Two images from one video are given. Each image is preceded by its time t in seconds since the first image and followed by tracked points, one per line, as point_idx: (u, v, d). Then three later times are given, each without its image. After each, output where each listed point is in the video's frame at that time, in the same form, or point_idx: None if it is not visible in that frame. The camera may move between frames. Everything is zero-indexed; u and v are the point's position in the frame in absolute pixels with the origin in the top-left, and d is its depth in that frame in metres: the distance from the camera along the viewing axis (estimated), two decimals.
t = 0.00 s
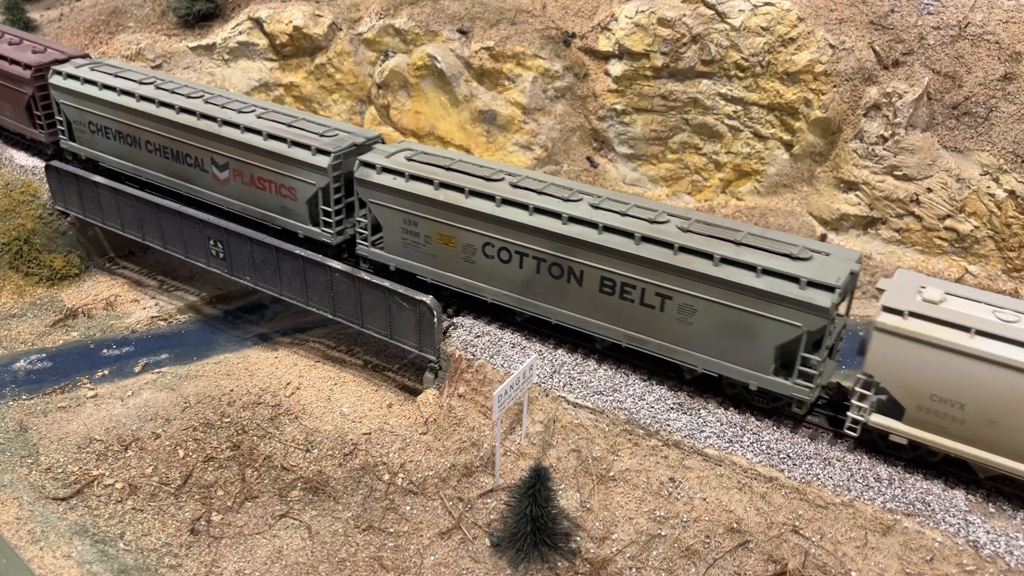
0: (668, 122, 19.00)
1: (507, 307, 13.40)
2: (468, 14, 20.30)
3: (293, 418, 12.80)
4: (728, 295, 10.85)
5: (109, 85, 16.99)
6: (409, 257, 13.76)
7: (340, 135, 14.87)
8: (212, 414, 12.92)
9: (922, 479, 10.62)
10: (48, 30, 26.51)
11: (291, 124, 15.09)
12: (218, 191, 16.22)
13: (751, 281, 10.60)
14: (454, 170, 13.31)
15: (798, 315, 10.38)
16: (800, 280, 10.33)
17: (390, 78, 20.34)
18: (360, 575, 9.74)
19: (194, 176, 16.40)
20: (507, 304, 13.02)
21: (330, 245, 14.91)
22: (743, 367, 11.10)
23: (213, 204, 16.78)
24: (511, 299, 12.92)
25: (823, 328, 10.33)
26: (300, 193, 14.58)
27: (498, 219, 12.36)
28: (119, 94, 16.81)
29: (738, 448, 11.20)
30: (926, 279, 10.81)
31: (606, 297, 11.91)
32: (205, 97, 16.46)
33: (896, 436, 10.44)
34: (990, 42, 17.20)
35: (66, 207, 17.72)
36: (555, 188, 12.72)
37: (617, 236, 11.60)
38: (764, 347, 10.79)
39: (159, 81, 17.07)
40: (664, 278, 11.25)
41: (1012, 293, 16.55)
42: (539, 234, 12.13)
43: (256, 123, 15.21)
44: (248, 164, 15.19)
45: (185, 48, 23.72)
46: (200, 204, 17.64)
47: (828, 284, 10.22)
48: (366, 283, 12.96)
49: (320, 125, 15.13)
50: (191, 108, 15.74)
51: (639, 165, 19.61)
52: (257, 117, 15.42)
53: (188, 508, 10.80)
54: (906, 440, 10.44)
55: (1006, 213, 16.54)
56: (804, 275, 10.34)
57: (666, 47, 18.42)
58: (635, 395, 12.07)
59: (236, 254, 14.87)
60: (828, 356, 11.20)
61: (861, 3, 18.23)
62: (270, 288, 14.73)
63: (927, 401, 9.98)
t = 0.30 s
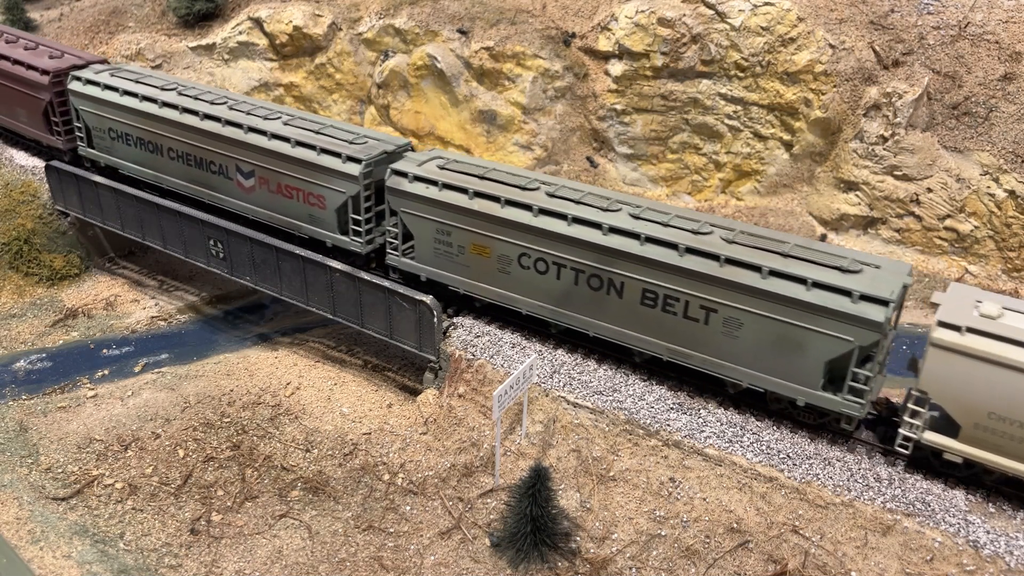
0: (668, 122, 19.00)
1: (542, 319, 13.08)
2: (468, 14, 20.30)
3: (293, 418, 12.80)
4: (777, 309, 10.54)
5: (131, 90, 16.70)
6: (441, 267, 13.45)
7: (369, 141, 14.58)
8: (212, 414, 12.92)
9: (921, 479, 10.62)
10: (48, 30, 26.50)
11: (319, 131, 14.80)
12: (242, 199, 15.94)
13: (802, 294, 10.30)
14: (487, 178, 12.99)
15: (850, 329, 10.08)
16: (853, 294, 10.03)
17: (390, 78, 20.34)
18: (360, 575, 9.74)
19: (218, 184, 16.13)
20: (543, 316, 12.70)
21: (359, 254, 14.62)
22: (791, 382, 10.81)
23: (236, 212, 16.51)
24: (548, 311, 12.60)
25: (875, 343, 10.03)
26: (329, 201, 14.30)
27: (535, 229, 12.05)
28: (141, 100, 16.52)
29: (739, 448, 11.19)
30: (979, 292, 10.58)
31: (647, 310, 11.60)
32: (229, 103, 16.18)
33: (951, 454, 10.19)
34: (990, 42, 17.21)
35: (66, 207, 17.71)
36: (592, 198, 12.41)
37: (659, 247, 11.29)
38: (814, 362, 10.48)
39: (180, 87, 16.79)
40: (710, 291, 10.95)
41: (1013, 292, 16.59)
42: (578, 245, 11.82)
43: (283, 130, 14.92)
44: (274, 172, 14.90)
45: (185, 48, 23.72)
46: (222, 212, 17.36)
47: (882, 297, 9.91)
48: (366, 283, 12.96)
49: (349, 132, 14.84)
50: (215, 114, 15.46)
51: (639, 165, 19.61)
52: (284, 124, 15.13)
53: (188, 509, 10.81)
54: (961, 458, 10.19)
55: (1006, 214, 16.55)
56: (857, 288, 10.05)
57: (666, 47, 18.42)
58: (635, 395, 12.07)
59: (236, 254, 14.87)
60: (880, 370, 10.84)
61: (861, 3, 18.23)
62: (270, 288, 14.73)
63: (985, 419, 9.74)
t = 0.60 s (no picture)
0: (668, 122, 19.00)
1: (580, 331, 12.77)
2: (468, 14, 20.30)
3: (293, 418, 12.80)
4: (829, 324, 10.21)
5: (153, 97, 16.52)
6: (477, 279, 13.18)
7: (400, 149, 14.35)
8: (212, 414, 12.92)
9: (921, 479, 10.63)
10: (48, 30, 26.49)
11: (348, 139, 14.57)
12: (268, 208, 15.74)
13: (854, 309, 9.96)
14: (524, 187, 12.69)
15: (905, 346, 9.73)
16: (909, 309, 9.67)
17: (390, 78, 20.35)
18: (361, 575, 9.74)
19: (243, 192, 15.93)
20: (582, 329, 12.41)
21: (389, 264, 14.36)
22: (843, 400, 10.48)
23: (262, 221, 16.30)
24: (587, 324, 12.31)
25: (933, 360, 9.68)
26: (360, 210, 14.07)
27: (575, 241, 11.76)
28: (164, 107, 16.33)
29: (739, 448, 11.19)
30: None
31: (692, 324, 11.29)
32: (254, 110, 15.98)
33: (1011, 475, 9.90)
34: (990, 42, 17.21)
35: (66, 207, 17.72)
36: (633, 208, 12.10)
37: (705, 260, 10.96)
38: (866, 378, 10.20)
39: (204, 94, 16.61)
40: (759, 305, 10.63)
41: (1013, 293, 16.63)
42: (620, 257, 11.52)
43: (311, 138, 14.69)
44: (303, 180, 14.69)
45: (185, 48, 23.72)
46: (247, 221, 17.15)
47: (940, 313, 9.53)
48: (366, 282, 12.96)
49: (379, 140, 14.62)
50: (241, 121, 15.26)
51: (639, 165, 19.61)
52: (311, 131, 14.91)
53: (188, 509, 10.81)
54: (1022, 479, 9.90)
55: (1006, 213, 16.55)
56: (913, 303, 9.69)
57: (666, 47, 18.42)
58: (635, 395, 12.07)
59: (236, 254, 14.87)
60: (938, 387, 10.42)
61: (861, 3, 18.23)
62: (270, 288, 14.73)
63: None
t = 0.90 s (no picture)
0: (668, 122, 19.01)
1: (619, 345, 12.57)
2: (468, 14, 20.30)
3: (293, 418, 12.80)
4: (886, 340, 10.02)
5: (177, 104, 16.29)
6: (513, 291, 12.93)
7: (431, 158, 14.14)
8: (212, 414, 12.92)
9: (921, 479, 10.63)
10: (48, 30, 26.48)
11: (379, 147, 14.35)
12: (295, 218, 15.49)
13: (914, 326, 9.78)
14: (564, 198, 12.46)
15: (967, 364, 9.57)
16: (971, 326, 9.51)
17: (390, 78, 20.35)
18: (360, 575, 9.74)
19: (269, 201, 15.69)
20: (624, 343, 12.18)
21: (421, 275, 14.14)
22: (898, 417, 10.31)
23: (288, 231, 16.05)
24: (629, 338, 12.08)
25: (995, 378, 9.53)
26: (392, 220, 13.86)
27: (619, 253, 11.53)
28: (188, 115, 16.11)
29: (739, 448, 11.19)
30: None
31: (740, 339, 11.09)
32: (281, 117, 15.76)
33: None
34: (990, 42, 17.21)
35: (66, 207, 17.72)
36: (676, 219, 11.88)
37: (755, 273, 10.76)
38: (923, 396, 10.02)
39: (228, 100, 16.39)
40: (812, 321, 10.42)
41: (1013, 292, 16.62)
42: (666, 270, 11.27)
43: (341, 146, 14.47)
44: (332, 189, 14.44)
45: (185, 48, 23.72)
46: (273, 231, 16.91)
47: (1004, 330, 9.39)
48: (366, 282, 12.96)
49: (410, 149, 14.41)
50: (269, 129, 15.03)
51: (639, 165, 19.62)
52: (340, 139, 14.68)
53: (188, 509, 10.81)
54: None
55: (1006, 213, 16.57)
56: (975, 320, 9.53)
57: (666, 47, 18.42)
58: (635, 395, 12.08)
59: (236, 254, 14.87)
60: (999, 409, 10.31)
61: (861, 4, 18.24)
62: (271, 288, 14.73)
63: None
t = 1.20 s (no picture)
0: (668, 122, 19.01)
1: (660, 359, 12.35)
2: (468, 14, 20.30)
3: (293, 418, 12.80)
4: (943, 357, 9.84)
5: (201, 111, 16.10)
6: (550, 303, 12.74)
7: (464, 167, 13.89)
8: (212, 414, 12.92)
9: (921, 480, 10.64)
10: (48, 30, 26.49)
11: (411, 156, 14.10)
12: (323, 227, 15.22)
13: (974, 343, 9.60)
14: (603, 209, 12.28)
15: None
16: None
17: (390, 78, 20.36)
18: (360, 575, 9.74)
19: (297, 210, 15.43)
20: (665, 356, 11.98)
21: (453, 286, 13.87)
22: (953, 436, 10.14)
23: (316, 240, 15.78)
24: (671, 352, 11.88)
25: None
26: (424, 230, 13.58)
27: (664, 266, 11.33)
28: (213, 122, 15.92)
29: (739, 448, 11.20)
30: None
31: (789, 354, 10.90)
32: (308, 125, 15.55)
33: None
34: (990, 42, 17.15)
35: (66, 207, 17.73)
36: (720, 230, 11.70)
37: (806, 287, 10.57)
38: (981, 414, 9.85)
39: (254, 107, 16.20)
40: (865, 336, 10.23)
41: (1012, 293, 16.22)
42: (712, 283, 11.09)
43: (372, 155, 14.22)
44: (362, 198, 14.19)
45: (185, 48, 23.72)
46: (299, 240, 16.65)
47: None
48: (366, 282, 12.96)
49: (442, 157, 14.14)
50: (298, 137, 14.81)
51: (639, 165, 19.61)
52: (371, 148, 14.44)
53: (188, 509, 10.81)
54: None
55: (1007, 213, 16.28)
56: None
57: (666, 47, 18.43)
58: (635, 395, 12.09)
59: (236, 254, 14.87)
60: None
61: (860, 4, 18.23)
62: (271, 288, 14.72)
63: None
